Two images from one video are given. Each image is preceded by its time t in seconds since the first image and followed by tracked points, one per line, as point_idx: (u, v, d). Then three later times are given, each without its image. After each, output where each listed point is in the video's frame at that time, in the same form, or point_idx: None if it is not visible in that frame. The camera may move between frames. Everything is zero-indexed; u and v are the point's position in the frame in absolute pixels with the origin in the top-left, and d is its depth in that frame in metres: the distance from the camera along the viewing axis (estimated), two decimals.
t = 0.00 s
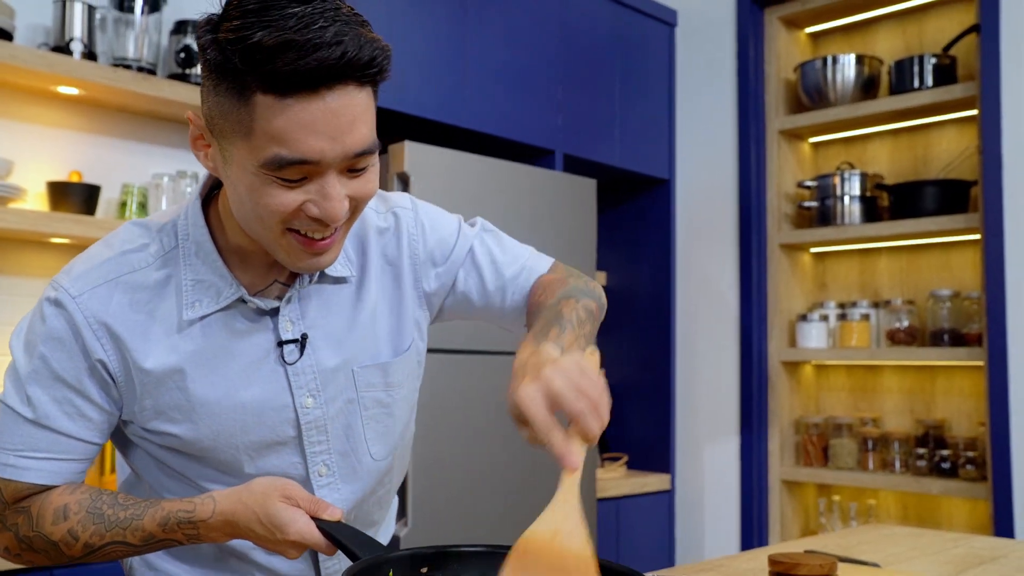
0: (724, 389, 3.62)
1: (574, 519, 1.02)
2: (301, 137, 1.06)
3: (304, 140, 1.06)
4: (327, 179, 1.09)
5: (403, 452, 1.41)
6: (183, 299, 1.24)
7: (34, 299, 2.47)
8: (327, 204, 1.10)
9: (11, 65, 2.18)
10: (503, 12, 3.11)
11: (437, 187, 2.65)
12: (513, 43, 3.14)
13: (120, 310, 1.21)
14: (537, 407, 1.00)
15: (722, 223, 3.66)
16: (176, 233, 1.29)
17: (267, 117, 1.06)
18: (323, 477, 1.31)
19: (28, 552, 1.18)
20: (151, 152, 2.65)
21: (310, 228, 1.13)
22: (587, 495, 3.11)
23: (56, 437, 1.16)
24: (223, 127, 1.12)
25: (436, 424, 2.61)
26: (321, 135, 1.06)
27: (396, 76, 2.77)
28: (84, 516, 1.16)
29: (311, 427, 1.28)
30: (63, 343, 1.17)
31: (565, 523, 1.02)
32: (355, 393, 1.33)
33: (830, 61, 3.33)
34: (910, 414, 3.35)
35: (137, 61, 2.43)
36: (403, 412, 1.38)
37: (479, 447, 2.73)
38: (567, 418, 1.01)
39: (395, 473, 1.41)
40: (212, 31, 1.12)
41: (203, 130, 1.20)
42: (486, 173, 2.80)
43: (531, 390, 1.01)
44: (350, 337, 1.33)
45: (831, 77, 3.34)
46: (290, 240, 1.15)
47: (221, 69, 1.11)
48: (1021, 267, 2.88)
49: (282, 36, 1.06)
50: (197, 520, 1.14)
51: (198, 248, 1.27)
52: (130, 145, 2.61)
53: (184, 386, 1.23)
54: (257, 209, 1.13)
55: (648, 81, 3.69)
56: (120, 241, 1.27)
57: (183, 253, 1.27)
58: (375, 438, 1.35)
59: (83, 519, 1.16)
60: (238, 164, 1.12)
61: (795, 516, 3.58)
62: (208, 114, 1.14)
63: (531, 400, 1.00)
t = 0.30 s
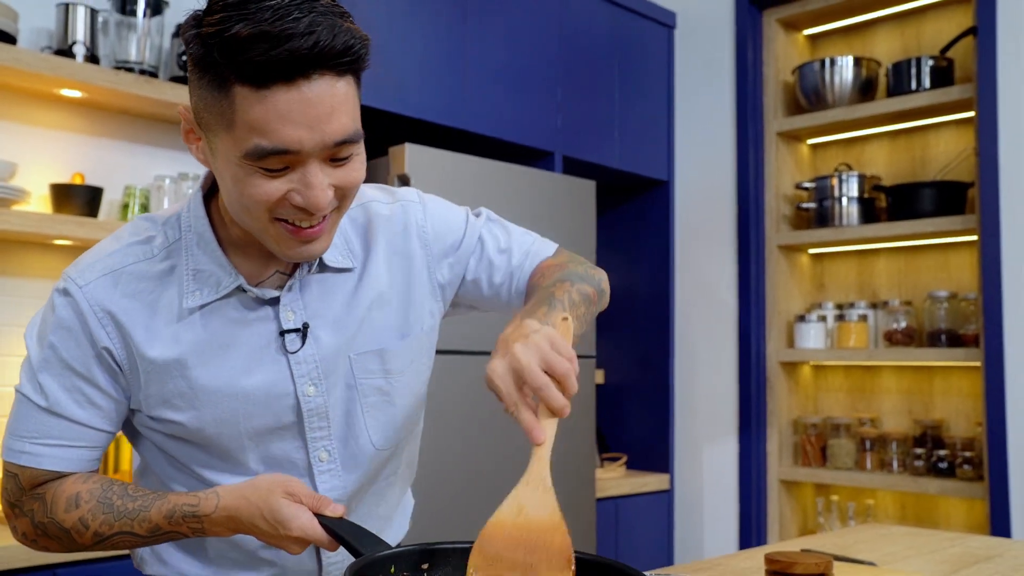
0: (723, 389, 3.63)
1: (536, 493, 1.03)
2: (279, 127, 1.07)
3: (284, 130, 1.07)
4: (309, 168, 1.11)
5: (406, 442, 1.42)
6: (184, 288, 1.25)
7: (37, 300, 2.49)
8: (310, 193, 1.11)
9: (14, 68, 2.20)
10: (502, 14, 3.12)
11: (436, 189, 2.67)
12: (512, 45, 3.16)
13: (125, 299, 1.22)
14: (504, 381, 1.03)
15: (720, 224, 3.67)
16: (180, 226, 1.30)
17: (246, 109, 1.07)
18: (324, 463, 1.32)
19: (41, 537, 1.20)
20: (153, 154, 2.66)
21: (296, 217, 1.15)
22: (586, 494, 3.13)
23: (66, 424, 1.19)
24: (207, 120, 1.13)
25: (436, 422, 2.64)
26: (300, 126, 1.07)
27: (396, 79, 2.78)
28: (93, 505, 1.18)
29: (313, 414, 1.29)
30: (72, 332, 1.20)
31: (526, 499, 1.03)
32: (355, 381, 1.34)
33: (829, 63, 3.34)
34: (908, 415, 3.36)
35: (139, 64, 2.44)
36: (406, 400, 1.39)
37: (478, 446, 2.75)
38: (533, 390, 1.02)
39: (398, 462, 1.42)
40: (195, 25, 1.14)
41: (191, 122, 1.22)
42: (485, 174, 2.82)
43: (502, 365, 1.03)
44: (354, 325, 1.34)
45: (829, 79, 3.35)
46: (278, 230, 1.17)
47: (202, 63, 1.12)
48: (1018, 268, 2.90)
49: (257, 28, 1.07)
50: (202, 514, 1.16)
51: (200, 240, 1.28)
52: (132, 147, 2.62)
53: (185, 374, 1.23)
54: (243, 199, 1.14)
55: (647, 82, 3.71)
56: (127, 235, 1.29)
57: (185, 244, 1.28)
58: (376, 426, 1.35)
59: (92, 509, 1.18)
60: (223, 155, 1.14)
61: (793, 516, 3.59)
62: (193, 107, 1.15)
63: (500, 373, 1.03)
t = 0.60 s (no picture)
0: (722, 390, 3.65)
1: (510, 509, 1.05)
2: (301, 119, 1.09)
3: (306, 122, 1.09)
4: (328, 160, 1.12)
5: (421, 439, 1.42)
6: (210, 278, 1.27)
7: (41, 301, 2.51)
8: (329, 184, 1.13)
9: (19, 72, 2.21)
10: (502, 16, 3.14)
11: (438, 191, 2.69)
12: (513, 47, 3.18)
13: (151, 288, 1.24)
14: (498, 404, 1.05)
15: (719, 225, 3.69)
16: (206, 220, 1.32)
17: (270, 101, 1.10)
18: (343, 455, 1.32)
19: (61, 522, 1.22)
20: (156, 156, 2.68)
21: (316, 208, 1.16)
22: (587, 494, 3.15)
23: (90, 413, 1.21)
24: (233, 111, 1.16)
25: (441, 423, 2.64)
26: (321, 118, 1.09)
27: (398, 82, 2.80)
28: (112, 494, 1.20)
29: (332, 404, 1.30)
30: (98, 323, 1.21)
31: (502, 514, 1.05)
32: (372, 374, 1.35)
33: (827, 65, 3.36)
34: (906, 415, 3.38)
35: (143, 67, 2.46)
36: (422, 394, 1.39)
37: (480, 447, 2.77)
38: (521, 418, 1.05)
39: (415, 457, 1.42)
40: (224, 24, 1.16)
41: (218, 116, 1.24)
42: (487, 175, 2.84)
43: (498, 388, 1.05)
44: (371, 318, 1.36)
45: (828, 81, 3.37)
46: (299, 221, 1.19)
47: (229, 58, 1.15)
48: (1015, 270, 2.92)
49: (284, 25, 1.10)
50: (214, 511, 1.17)
51: (226, 232, 1.30)
52: (136, 149, 2.64)
53: (209, 361, 1.25)
54: (265, 189, 1.16)
55: (646, 84, 3.73)
56: (154, 230, 1.31)
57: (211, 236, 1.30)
58: (392, 419, 1.36)
59: (110, 497, 1.20)
60: (247, 146, 1.16)
61: (793, 516, 3.61)
62: (220, 100, 1.17)
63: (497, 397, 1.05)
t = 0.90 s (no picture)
0: (723, 390, 3.66)
1: (526, 537, 1.00)
2: (317, 113, 1.11)
3: (321, 116, 1.11)
4: (343, 155, 1.14)
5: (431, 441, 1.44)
6: (227, 277, 1.28)
7: (46, 300, 2.53)
8: (343, 179, 1.15)
9: (23, 73, 2.23)
10: (503, 18, 3.16)
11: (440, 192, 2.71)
12: (515, 48, 3.19)
13: (168, 286, 1.25)
14: (506, 431, 1.02)
15: (720, 225, 3.70)
16: (223, 220, 1.34)
17: (287, 95, 1.12)
18: (357, 456, 1.33)
19: (69, 514, 1.24)
20: (160, 156, 2.70)
21: (330, 204, 1.18)
22: (588, 493, 3.17)
23: (107, 410, 1.22)
24: (252, 107, 1.18)
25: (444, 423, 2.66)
26: (337, 112, 1.11)
27: (399, 83, 2.82)
28: (121, 490, 1.22)
29: (345, 403, 1.32)
30: (113, 322, 1.21)
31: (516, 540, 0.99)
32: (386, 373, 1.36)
33: (828, 66, 3.37)
34: (906, 415, 3.39)
35: (147, 68, 2.48)
36: (433, 395, 1.42)
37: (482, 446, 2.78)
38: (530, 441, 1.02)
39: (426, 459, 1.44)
40: (244, 23, 1.19)
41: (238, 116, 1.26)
42: (488, 176, 2.86)
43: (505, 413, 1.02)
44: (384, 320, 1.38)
45: (828, 82, 3.38)
46: (313, 217, 1.20)
47: (249, 55, 1.17)
48: (1015, 270, 2.93)
49: (300, 22, 1.13)
50: (220, 512, 1.19)
51: (245, 232, 1.31)
52: (140, 150, 2.66)
53: (226, 360, 1.27)
54: (281, 183, 1.18)
55: (647, 85, 3.74)
56: (170, 228, 1.32)
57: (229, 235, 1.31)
58: (404, 419, 1.38)
59: (120, 493, 1.22)
60: (264, 141, 1.18)
61: (793, 514, 3.62)
62: (240, 97, 1.20)
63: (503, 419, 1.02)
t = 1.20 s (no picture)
0: (725, 389, 3.67)
1: (501, 488, 1.04)
2: (327, 101, 1.14)
3: (331, 105, 1.14)
4: (350, 146, 1.16)
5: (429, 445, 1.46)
6: (231, 279, 1.30)
7: (53, 301, 2.55)
8: (348, 169, 1.16)
9: (31, 76, 2.26)
10: (506, 20, 3.18)
11: (444, 192, 2.73)
12: (518, 51, 3.21)
13: (173, 287, 1.27)
14: (486, 381, 1.08)
15: (723, 226, 3.72)
16: (228, 222, 1.35)
17: (298, 84, 1.15)
18: (353, 458, 1.35)
19: (72, 510, 1.27)
20: (165, 158, 2.72)
21: (334, 198, 1.19)
22: (590, 493, 3.18)
23: (109, 409, 1.24)
24: (265, 100, 1.21)
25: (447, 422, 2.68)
26: (346, 100, 1.14)
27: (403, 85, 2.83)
28: (124, 488, 1.24)
29: (343, 408, 1.34)
30: (116, 322, 1.23)
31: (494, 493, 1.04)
32: (384, 378, 1.38)
33: (830, 67, 3.38)
34: (909, 414, 3.41)
35: (153, 71, 2.50)
36: (433, 399, 1.43)
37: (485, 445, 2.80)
38: (509, 391, 1.07)
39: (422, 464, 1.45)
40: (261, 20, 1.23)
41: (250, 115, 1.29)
42: (491, 177, 2.88)
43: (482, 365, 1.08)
44: (383, 325, 1.40)
45: (830, 82, 3.39)
46: (317, 213, 1.21)
47: (264, 49, 1.20)
48: (1017, 270, 2.94)
49: (314, 13, 1.16)
50: (221, 511, 1.21)
51: (249, 234, 1.33)
52: (146, 151, 2.68)
53: (228, 361, 1.29)
54: (287, 175, 1.19)
55: (649, 86, 3.76)
56: (175, 229, 1.33)
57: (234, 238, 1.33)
58: (402, 423, 1.40)
59: (122, 491, 1.24)
60: (274, 135, 1.20)
61: (796, 513, 3.64)
62: (253, 93, 1.23)
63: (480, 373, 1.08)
